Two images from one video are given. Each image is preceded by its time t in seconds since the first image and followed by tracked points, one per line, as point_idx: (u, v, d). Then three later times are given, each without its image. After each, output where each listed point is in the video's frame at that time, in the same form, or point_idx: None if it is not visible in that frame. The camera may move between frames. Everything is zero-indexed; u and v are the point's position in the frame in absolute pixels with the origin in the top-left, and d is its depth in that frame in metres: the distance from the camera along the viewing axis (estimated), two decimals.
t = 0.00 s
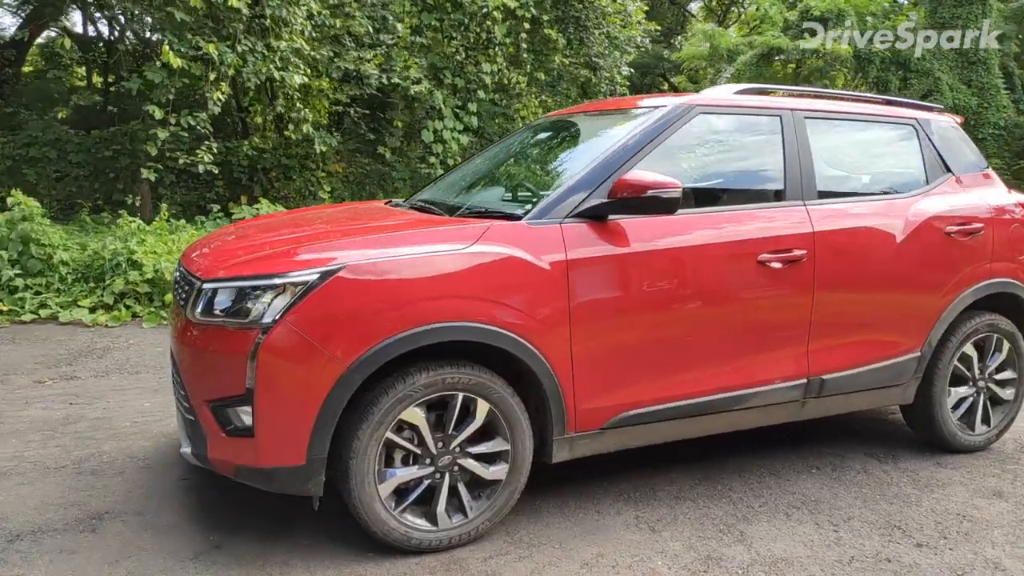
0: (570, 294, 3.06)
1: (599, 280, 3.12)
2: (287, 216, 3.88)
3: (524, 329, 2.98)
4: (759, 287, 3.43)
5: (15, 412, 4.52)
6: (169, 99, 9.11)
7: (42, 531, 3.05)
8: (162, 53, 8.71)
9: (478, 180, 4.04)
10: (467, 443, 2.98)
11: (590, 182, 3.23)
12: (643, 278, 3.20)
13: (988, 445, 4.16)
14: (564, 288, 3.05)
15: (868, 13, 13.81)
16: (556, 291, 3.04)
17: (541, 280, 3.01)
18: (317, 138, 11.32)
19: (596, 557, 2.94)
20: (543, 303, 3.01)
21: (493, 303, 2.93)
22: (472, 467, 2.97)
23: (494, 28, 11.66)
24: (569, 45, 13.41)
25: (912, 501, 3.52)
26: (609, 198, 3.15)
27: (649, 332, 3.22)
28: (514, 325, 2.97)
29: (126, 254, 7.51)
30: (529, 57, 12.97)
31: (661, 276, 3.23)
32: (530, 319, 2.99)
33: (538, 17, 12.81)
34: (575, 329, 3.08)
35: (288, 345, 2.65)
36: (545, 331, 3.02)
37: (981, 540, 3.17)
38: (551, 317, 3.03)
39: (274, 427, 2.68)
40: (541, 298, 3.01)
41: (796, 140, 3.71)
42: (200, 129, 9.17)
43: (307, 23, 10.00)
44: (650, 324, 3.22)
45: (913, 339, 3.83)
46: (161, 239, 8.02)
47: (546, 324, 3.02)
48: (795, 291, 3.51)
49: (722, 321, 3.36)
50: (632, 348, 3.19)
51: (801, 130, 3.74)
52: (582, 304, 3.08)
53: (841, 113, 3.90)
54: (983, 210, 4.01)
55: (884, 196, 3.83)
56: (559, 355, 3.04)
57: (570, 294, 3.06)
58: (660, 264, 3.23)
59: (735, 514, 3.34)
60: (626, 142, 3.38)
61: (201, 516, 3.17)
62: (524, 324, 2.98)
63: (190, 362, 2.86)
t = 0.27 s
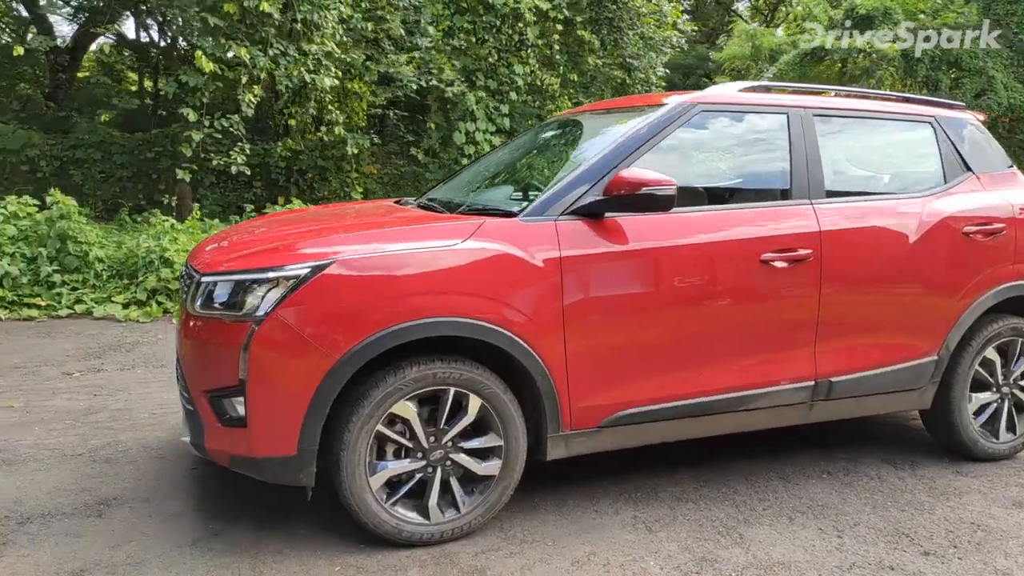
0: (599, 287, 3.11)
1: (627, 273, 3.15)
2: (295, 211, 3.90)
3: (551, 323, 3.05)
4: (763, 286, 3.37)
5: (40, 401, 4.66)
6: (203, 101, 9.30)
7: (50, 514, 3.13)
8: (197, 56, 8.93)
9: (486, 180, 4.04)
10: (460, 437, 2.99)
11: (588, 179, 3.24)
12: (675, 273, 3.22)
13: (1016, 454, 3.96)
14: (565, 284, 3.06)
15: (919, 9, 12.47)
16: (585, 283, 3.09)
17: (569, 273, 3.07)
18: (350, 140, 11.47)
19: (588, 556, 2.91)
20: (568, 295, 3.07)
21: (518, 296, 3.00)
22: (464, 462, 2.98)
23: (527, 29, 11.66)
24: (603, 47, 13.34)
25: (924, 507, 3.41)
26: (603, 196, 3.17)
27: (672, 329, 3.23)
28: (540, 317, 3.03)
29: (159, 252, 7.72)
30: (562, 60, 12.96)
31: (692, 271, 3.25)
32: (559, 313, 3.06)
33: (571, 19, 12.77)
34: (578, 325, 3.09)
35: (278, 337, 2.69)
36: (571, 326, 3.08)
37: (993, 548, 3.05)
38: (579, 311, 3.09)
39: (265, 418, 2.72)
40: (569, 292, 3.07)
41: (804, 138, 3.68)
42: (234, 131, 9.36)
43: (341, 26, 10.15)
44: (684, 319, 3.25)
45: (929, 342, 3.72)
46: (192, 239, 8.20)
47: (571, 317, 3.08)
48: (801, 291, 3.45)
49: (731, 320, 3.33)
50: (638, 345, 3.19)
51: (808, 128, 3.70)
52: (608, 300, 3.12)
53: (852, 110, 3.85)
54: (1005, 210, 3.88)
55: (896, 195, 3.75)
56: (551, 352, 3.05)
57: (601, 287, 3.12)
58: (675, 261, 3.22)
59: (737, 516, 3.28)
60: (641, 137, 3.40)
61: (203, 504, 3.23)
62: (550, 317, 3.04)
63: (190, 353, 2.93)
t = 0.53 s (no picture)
0: (623, 283, 3.22)
1: (650, 270, 3.25)
2: (300, 210, 3.99)
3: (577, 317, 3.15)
4: (754, 287, 3.38)
5: (64, 393, 4.87)
6: (232, 103, 9.53)
7: (60, 500, 3.29)
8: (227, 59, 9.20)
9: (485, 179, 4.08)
10: (447, 432, 3.06)
11: (583, 177, 3.29)
12: (696, 272, 3.31)
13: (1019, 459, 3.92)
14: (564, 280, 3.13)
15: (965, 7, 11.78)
16: (609, 278, 3.19)
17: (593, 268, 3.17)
18: (377, 141, 11.62)
19: (570, 550, 2.97)
20: (586, 289, 3.16)
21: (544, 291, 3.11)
22: (451, 455, 3.05)
23: (554, 30, 11.72)
24: (631, 47, 13.33)
25: (916, 511, 3.38)
26: (592, 196, 3.19)
27: (691, 324, 3.31)
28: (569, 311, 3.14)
29: (187, 250, 7.98)
30: (590, 60, 12.95)
31: (712, 269, 3.33)
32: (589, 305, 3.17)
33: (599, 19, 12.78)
34: (583, 320, 3.17)
35: (268, 331, 2.79)
36: (594, 321, 3.18)
37: (981, 554, 3.03)
38: (603, 305, 3.19)
39: (255, 409, 2.82)
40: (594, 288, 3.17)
41: (802, 135, 3.64)
42: (262, 133, 9.60)
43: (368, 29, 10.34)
44: (705, 317, 3.33)
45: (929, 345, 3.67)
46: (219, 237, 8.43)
47: (595, 311, 3.18)
48: (795, 292, 3.44)
49: (746, 318, 3.39)
50: (643, 341, 3.26)
51: (807, 128, 3.66)
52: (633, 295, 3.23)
53: (854, 110, 3.79)
54: (1011, 212, 3.81)
55: (897, 195, 3.70)
56: (541, 349, 3.11)
57: (625, 283, 3.22)
58: (694, 260, 3.30)
59: (724, 515, 3.30)
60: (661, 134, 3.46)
61: (204, 493, 3.36)
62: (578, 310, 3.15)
63: (190, 346, 3.05)
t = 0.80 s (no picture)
0: (650, 282, 3.27)
1: (675, 271, 3.30)
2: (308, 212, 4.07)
3: (601, 316, 3.21)
4: (748, 290, 3.37)
5: (86, 385, 5.05)
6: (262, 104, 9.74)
7: (69, 488, 3.43)
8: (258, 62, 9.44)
9: (488, 181, 4.11)
10: (437, 430, 3.11)
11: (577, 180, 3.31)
12: (720, 272, 3.33)
13: None
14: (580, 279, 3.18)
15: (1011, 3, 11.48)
16: (635, 278, 3.25)
17: (619, 268, 3.23)
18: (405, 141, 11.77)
19: (556, 549, 2.99)
20: (610, 289, 3.22)
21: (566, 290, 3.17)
22: (441, 454, 3.10)
23: (584, 30, 11.79)
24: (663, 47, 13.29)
25: (914, 519, 3.34)
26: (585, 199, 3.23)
27: (709, 324, 3.34)
28: (594, 310, 3.20)
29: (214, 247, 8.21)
30: (620, 61, 12.93)
31: (742, 270, 3.36)
32: (613, 305, 3.22)
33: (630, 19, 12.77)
34: (601, 320, 3.22)
35: (263, 330, 2.88)
36: (616, 319, 3.23)
37: (976, 565, 2.98)
38: (626, 304, 3.24)
39: (250, 403, 2.91)
40: (620, 288, 3.22)
41: (803, 139, 3.61)
42: (292, 133, 9.81)
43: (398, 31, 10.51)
44: (729, 317, 3.36)
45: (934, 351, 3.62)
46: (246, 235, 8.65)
47: (618, 310, 3.23)
48: (793, 297, 3.43)
49: (774, 318, 3.41)
50: (660, 340, 3.29)
51: (809, 132, 3.63)
52: (660, 295, 3.28)
53: (859, 114, 3.75)
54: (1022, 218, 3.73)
55: (901, 200, 3.65)
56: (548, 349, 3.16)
57: (649, 283, 3.27)
58: (721, 260, 3.33)
59: (716, 518, 3.29)
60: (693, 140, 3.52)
61: (206, 485, 3.46)
62: (604, 309, 3.21)
63: (192, 342, 3.16)
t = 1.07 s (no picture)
0: (664, 280, 3.28)
1: (690, 270, 3.30)
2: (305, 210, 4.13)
3: (614, 313, 3.23)
4: (733, 290, 3.34)
5: (96, 379, 5.17)
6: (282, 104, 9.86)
7: (64, 479, 3.51)
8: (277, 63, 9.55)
9: (485, 180, 4.12)
10: (416, 427, 3.13)
11: (560, 180, 3.30)
12: (739, 270, 3.34)
13: None
14: (592, 277, 3.20)
15: None
16: (650, 276, 3.26)
17: (636, 266, 3.24)
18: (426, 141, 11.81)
19: (531, 548, 2.99)
20: (626, 286, 3.23)
21: (582, 287, 3.20)
22: (420, 451, 3.12)
23: (606, 30, 11.67)
24: (688, 47, 13.14)
25: (903, 526, 3.27)
26: (566, 197, 3.21)
27: (721, 323, 3.33)
28: (608, 307, 3.22)
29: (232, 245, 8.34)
30: (643, 60, 12.82)
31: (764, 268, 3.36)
32: (627, 302, 3.24)
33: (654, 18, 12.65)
34: (614, 316, 3.23)
35: (243, 326, 2.92)
36: (630, 316, 3.25)
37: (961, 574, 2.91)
38: (640, 301, 3.25)
39: (232, 399, 2.96)
40: (635, 285, 3.23)
41: (795, 138, 3.56)
42: (311, 134, 9.91)
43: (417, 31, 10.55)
44: (746, 315, 3.35)
45: (931, 354, 3.53)
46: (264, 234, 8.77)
47: (631, 307, 3.25)
48: (783, 297, 3.38)
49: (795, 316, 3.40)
50: (673, 337, 3.30)
51: (802, 130, 3.58)
52: (677, 293, 3.29)
53: (854, 111, 3.68)
54: None
55: (897, 200, 3.58)
56: (557, 346, 3.19)
57: (665, 280, 3.28)
58: (740, 258, 3.34)
59: (698, 521, 3.26)
60: (718, 140, 3.54)
61: (196, 477, 3.53)
62: (619, 306, 3.23)
63: (179, 337, 3.23)
